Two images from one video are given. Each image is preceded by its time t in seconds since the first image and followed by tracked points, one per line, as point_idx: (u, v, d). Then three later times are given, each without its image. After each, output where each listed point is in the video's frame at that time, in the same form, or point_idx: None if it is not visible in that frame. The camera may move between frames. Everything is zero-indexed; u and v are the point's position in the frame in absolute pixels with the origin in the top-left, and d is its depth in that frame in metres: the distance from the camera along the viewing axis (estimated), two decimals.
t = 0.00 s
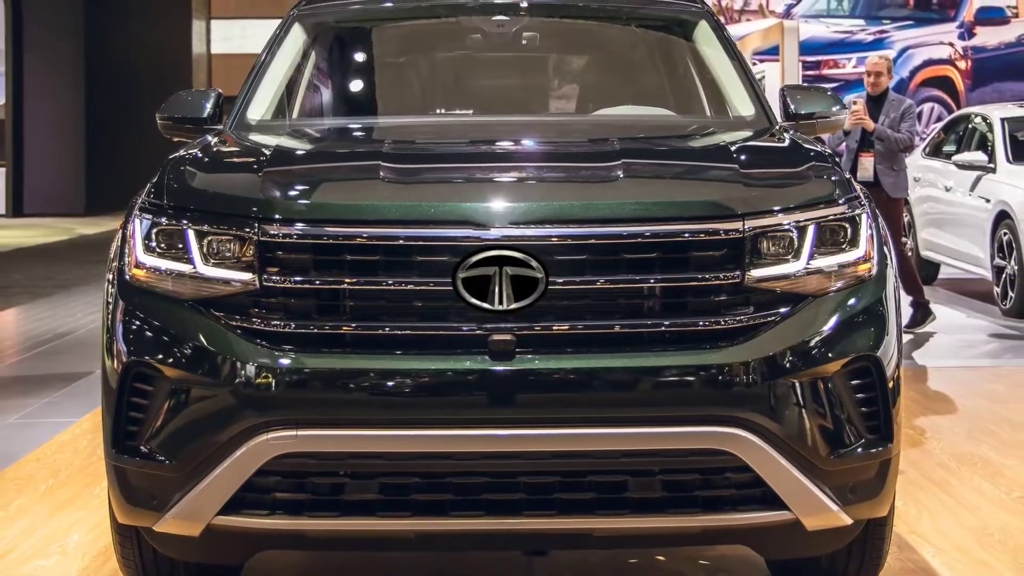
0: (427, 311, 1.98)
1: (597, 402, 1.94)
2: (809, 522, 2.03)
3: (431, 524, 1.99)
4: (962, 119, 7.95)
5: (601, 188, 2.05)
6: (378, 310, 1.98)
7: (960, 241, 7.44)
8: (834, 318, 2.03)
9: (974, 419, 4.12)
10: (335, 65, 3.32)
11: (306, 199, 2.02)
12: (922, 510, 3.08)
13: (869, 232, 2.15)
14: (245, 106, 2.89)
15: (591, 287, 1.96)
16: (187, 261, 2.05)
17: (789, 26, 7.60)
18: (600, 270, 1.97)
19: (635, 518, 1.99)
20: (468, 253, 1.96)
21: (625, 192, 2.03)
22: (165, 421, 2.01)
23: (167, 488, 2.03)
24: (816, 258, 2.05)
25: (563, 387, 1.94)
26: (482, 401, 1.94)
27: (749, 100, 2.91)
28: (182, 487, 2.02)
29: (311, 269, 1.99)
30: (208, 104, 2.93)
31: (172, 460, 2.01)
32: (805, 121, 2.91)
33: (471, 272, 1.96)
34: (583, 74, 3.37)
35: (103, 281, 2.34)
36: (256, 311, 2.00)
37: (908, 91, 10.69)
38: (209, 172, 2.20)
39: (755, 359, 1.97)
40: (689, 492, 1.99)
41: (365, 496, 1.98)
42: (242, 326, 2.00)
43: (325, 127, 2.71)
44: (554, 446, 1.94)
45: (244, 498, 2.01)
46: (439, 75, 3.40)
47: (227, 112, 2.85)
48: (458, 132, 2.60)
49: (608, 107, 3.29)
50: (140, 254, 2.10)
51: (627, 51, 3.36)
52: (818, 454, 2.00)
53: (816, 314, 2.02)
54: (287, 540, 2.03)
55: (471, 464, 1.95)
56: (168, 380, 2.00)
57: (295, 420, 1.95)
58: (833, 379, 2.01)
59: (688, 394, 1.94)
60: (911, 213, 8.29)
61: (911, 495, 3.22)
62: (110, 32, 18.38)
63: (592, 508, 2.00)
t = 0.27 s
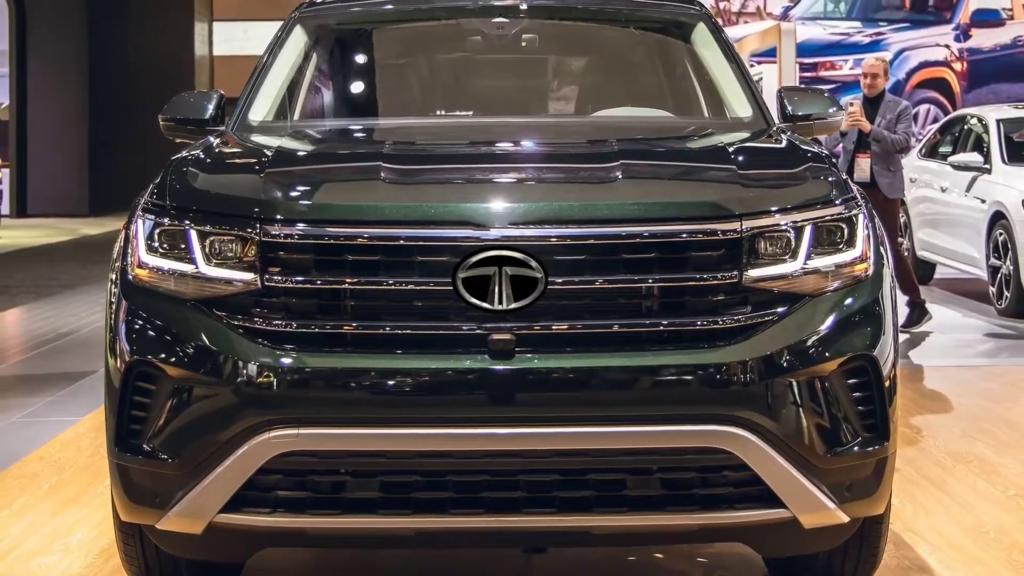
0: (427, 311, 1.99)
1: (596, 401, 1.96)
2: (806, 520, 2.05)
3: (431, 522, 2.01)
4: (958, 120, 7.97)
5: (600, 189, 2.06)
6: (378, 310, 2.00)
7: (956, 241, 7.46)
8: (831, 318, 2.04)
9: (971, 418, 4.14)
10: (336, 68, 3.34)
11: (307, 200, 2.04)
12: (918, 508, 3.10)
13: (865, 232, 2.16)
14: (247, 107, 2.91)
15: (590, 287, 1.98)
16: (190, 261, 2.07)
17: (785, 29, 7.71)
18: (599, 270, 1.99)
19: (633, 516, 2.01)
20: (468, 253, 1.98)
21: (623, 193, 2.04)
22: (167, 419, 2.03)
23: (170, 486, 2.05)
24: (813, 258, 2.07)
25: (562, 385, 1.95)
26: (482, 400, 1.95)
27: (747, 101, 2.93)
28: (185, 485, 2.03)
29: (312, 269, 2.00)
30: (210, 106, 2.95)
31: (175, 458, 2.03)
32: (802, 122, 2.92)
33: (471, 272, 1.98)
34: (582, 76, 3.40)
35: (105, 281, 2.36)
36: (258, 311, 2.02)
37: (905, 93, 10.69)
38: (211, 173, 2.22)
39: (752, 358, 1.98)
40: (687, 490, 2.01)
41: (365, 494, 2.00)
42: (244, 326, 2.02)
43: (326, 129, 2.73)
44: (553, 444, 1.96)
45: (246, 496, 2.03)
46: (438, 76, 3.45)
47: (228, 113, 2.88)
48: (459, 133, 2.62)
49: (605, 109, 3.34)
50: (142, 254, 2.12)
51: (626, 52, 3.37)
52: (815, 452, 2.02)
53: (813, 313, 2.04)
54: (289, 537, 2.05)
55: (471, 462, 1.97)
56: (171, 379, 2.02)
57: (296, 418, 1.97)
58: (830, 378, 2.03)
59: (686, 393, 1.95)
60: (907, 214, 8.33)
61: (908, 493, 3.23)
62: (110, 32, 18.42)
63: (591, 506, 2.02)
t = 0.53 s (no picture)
0: (428, 311, 2.01)
1: (595, 400, 1.97)
2: (803, 518, 2.06)
3: (431, 519, 2.02)
4: (953, 122, 8.01)
5: (599, 189, 2.08)
6: (379, 310, 2.01)
7: (952, 241, 7.48)
8: (828, 318, 2.06)
9: (967, 417, 4.15)
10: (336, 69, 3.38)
11: (309, 200, 2.06)
12: (914, 506, 3.12)
13: (862, 232, 2.18)
14: (249, 108, 2.93)
15: (589, 287, 2.00)
16: (192, 261, 2.09)
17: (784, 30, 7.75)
18: (598, 270, 2.01)
19: (632, 514, 2.02)
20: (468, 253, 2.00)
21: (622, 193, 2.06)
22: (170, 418, 2.05)
23: (172, 484, 2.07)
24: (810, 259, 2.09)
25: (562, 384, 1.97)
26: (481, 399, 1.97)
27: (744, 102, 2.95)
28: (188, 484, 2.05)
29: (313, 268, 2.02)
30: (212, 107, 2.97)
31: (177, 456, 2.04)
32: (799, 124, 2.94)
33: (471, 272, 2.00)
34: (581, 77, 3.43)
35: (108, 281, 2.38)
36: (259, 311, 2.04)
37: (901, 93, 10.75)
38: (213, 174, 2.24)
39: (750, 358, 2.00)
40: (685, 488, 2.02)
41: (366, 492, 2.01)
42: (245, 325, 2.03)
43: (327, 129, 2.75)
44: (552, 443, 1.97)
45: (248, 494, 2.05)
46: (438, 78, 3.48)
47: (230, 114, 2.90)
48: (460, 134, 2.64)
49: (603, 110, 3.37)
50: (145, 254, 2.14)
51: (625, 54, 3.39)
52: (812, 451, 2.04)
53: (810, 313, 2.06)
54: (291, 535, 2.07)
55: (471, 460, 1.98)
56: (173, 378, 2.04)
57: (297, 418, 1.99)
58: (827, 377, 2.05)
59: (684, 392, 1.97)
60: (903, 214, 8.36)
61: (904, 491, 3.25)
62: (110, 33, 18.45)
63: (590, 504, 2.03)
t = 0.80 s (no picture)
0: (428, 310, 2.03)
1: (594, 399, 1.99)
2: (801, 516, 2.08)
3: (431, 517, 2.04)
4: (950, 122, 8.04)
5: (598, 190, 2.10)
6: (380, 309, 2.03)
7: (949, 241, 7.49)
8: (825, 317, 2.08)
9: (963, 415, 4.17)
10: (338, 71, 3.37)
11: (310, 201, 2.08)
12: (911, 504, 3.14)
13: (859, 233, 2.20)
14: (251, 109, 2.95)
15: (588, 286, 2.01)
16: (194, 261, 2.11)
17: (783, 32, 7.83)
18: (597, 270, 2.03)
19: (630, 512, 2.04)
20: (468, 253, 2.01)
21: (621, 194, 2.08)
22: (172, 417, 2.06)
23: (174, 482, 2.08)
24: (807, 259, 2.11)
25: (561, 383, 1.99)
26: (481, 398, 1.99)
27: (742, 103, 2.97)
28: (190, 482, 2.07)
29: (314, 268, 2.04)
30: (215, 108, 2.99)
31: (180, 455, 2.06)
32: (796, 125, 2.96)
33: (471, 272, 2.01)
34: (581, 79, 3.45)
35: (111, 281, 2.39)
36: (261, 311, 2.05)
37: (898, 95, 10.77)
38: (215, 174, 2.26)
39: (747, 357, 2.02)
40: (683, 486, 2.04)
41: (367, 490, 2.03)
42: (247, 324, 2.05)
43: (329, 131, 2.77)
44: (552, 441, 1.99)
45: (250, 492, 2.06)
46: (439, 79, 3.50)
47: (233, 116, 2.92)
48: (460, 135, 2.65)
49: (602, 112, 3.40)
50: (148, 254, 2.16)
51: (623, 56, 3.41)
52: (809, 449, 2.05)
53: (807, 312, 2.07)
54: (292, 533, 2.08)
55: (470, 459, 2.00)
56: (175, 377, 2.06)
57: (299, 416, 2.00)
58: (824, 376, 2.07)
59: (683, 391, 1.99)
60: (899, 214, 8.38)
61: (901, 489, 3.27)
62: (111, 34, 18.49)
63: (589, 502, 2.05)
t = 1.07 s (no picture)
0: (428, 310, 2.04)
1: (593, 398, 2.00)
2: (798, 514, 2.10)
3: (432, 515, 2.06)
4: (946, 123, 8.05)
5: (596, 191, 2.11)
6: (380, 309, 2.05)
7: (945, 242, 7.50)
8: (822, 317, 2.10)
9: (959, 414, 4.19)
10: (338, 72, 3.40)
11: (312, 201, 2.09)
12: (908, 502, 3.15)
13: (855, 233, 2.22)
14: (252, 111, 2.96)
15: (587, 286, 2.03)
16: (197, 261, 2.12)
17: (779, 34, 7.92)
18: (596, 270, 2.04)
19: (629, 510, 2.06)
20: (468, 253, 2.03)
21: (620, 195, 2.10)
22: (175, 416, 2.08)
23: (177, 481, 2.10)
24: (804, 259, 2.12)
25: (560, 382, 2.01)
26: (481, 397, 2.00)
27: (739, 105, 2.99)
28: (192, 480, 2.08)
29: (315, 268, 2.06)
30: (217, 109, 3.01)
31: (182, 453, 2.08)
32: (794, 126, 2.98)
33: (471, 272, 2.03)
34: (580, 81, 3.47)
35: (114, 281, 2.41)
36: (263, 310, 2.07)
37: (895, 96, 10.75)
38: (217, 175, 2.28)
39: (744, 356, 2.03)
40: (681, 484, 2.06)
41: (367, 488, 2.05)
42: (249, 324, 2.07)
43: (330, 132, 2.78)
44: (551, 440, 2.00)
45: (252, 490, 2.08)
46: (439, 81, 3.50)
47: (234, 117, 2.93)
48: (460, 136, 2.67)
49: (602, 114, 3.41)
50: (151, 255, 2.18)
51: (622, 58, 3.43)
52: (806, 447, 2.07)
53: (804, 312, 2.09)
54: (293, 530, 2.10)
55: (470, 457, 2.02)
56: (178, 377, 2.07)
57: (300, 415, 2.02)
58: (821, 376, 2.08)
59: (681, 389, 2.00)
60: (896, 214, 8.40)
61: (898, 487, 3.28)
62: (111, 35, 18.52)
63: (588, 501, 2.07)
